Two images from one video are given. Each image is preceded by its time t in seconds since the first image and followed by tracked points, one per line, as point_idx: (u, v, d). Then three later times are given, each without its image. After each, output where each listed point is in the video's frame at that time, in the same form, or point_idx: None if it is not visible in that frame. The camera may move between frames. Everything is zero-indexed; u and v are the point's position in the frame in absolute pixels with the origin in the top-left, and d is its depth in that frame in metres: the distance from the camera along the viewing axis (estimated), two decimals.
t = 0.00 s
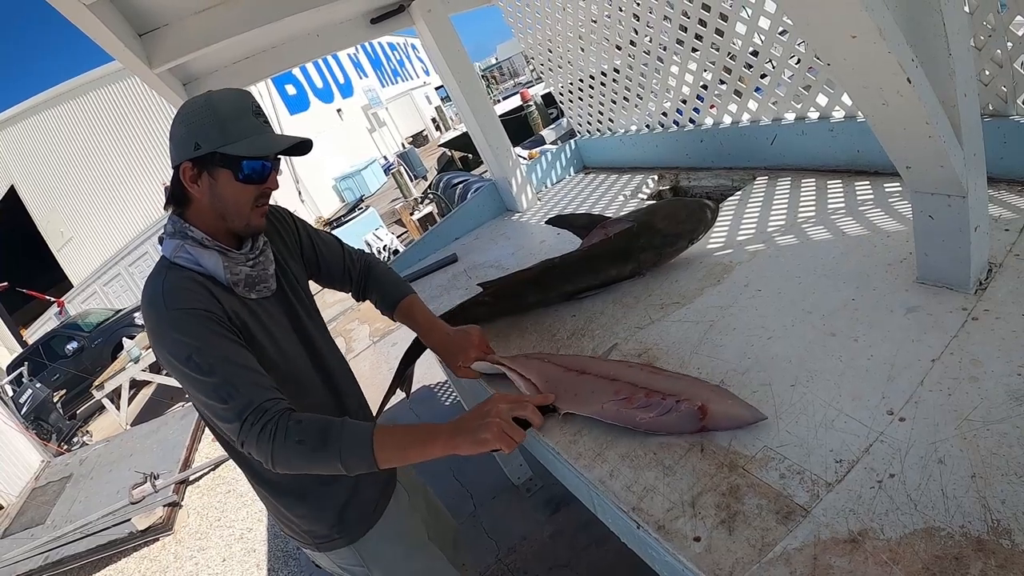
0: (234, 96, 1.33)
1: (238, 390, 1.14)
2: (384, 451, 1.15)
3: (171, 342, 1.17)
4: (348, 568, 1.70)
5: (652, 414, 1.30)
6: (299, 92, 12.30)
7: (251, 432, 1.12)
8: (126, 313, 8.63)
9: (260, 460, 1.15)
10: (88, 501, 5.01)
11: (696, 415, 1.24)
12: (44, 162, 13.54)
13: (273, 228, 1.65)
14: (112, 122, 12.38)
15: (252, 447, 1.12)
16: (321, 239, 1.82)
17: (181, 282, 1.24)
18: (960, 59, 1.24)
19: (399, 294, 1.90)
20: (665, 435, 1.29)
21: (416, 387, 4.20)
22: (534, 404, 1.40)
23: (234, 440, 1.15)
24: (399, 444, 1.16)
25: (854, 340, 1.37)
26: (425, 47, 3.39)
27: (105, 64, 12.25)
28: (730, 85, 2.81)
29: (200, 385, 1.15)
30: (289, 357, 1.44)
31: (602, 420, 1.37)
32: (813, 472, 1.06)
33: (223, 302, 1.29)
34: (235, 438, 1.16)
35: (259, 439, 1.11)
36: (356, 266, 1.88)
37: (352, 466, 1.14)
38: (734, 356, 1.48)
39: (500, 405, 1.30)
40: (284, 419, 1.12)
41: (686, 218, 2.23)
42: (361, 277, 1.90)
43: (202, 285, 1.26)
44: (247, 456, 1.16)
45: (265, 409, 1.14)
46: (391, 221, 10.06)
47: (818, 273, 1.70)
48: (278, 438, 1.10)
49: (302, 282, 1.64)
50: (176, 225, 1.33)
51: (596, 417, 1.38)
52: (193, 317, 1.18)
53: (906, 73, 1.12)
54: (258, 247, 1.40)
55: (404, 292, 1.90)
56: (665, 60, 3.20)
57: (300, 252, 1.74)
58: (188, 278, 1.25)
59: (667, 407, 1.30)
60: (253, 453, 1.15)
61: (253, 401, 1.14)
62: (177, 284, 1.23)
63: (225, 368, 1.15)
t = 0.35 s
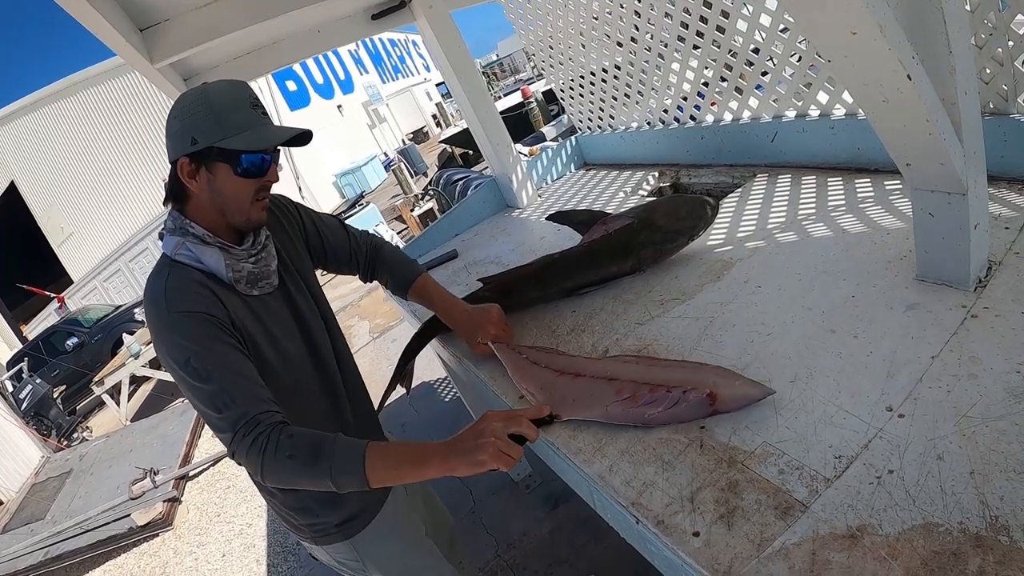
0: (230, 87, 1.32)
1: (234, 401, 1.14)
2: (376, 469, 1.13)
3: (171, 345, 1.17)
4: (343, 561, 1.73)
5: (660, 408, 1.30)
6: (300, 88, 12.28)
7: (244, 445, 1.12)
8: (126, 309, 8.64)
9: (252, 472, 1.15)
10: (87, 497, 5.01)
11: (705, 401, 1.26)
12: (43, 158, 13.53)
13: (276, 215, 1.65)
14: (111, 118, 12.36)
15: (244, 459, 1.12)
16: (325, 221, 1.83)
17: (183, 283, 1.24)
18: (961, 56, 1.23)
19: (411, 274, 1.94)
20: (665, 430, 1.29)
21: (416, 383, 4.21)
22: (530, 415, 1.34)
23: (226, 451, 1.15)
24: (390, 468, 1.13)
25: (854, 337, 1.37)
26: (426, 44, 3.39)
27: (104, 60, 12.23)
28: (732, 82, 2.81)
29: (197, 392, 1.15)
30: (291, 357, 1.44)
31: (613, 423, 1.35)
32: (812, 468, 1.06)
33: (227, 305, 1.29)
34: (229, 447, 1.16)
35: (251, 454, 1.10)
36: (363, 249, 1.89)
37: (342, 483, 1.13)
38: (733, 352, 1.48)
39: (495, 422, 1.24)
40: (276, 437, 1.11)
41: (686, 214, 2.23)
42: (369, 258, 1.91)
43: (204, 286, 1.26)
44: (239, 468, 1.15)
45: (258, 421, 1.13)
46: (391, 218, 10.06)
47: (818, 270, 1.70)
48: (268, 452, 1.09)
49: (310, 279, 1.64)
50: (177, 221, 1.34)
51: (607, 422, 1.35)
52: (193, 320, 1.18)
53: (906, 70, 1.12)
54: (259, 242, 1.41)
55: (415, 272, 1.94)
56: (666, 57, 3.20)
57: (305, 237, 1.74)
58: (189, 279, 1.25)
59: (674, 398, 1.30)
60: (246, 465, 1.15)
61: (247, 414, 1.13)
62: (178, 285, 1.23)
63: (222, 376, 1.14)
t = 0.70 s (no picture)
0: (231, 82, 1.33)
1: (225, 415, 1.14)
2: (349, 480, 1.15)
3: (173, 350, 1.18)
4: (352, 549, 1.73)
5: (650, 409, 1.31)
6: (302, 85, 12.30)
7: (228, 457, 1.13)
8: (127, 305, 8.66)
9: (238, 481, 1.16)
10: (88, 492, 5.02)
11: (694, 406, 1.26)
12: (46, 154, 13.55)
13: (284, 214, 1.66)
14: (113, 114, 12.37)
15: (230, 472, 1.13)
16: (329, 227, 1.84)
17: (187, 285, 1.24)
18: (961, 57, 1.24)
19: (411, 275, 1.95)
20: (664, 427, 1.30)
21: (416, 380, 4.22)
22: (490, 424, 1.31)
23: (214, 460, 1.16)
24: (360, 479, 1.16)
25: (853, 335, 1.38)
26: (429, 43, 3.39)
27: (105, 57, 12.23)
28: (734, 81, 2.81)
29: (192, 401, 1.16)
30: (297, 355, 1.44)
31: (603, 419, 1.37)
32: (811, 464, 1.07)
33: (231, 308, 1.29)
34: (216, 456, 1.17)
35: (232, 466, 1.12)
36: (367, 257, 1.91)
37: (319, 493, 1.15)
38: (734, 350, 1.49)
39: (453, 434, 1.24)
40: (257, 447, 1.13)
41: (687, 213, 2.24)
42: (372, 263, 1.92)
43: (207, 287, 1.26)
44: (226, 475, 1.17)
45: (244, 436, 1.14)
46: (392, 216, 10.07)
47: (819, 269, 1.71)
48: (250, 466, 1.11)
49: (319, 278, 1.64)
50: (182, 215, 1.35)
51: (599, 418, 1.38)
52: (196, 326, 1.18)
53: (906, 70, 1.13)
54: (264, 234, 1.41)
55: (415, 274, 1.95)
56: (669, 56, 3.20)
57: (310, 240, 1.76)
58: (195, 280, 1.26)
59: (664, 400, 1.30)
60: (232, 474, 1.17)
61: (234, 429, 1.14)
62: (181, 287, 1.24)
63: (216, 388, 1.14)
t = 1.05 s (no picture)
0: (246, 84, 1.30)
1: (264, 391, 1.18)
2: (401, 445, 1.19)
3: (196, 341, 1.21)
4: (356, 547, 1.75)
5: (659, 405, 1.36)
6: (307, 90, 12.39)
7: (277, 432, 1.17)
8: (128, 305, 8.68)
9: (283, 457, 1.20)
10: (86, 491, 5.01)
11: (702, 403, 1.31)
12: (49, 153, 13.60)
13: (295, 215, 1.68)
14: (117, 115, 12.44)
15: (278, 447, 1.18)
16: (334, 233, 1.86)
17: (204, 278, 1.26)
18: (959, 74, 1.30)
19: (405, 288, 1.96)
20: (671, 426, 1.34)
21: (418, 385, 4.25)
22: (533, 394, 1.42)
23: (260, 438, 1.19)
24: (418, 441, 1.19)
25: (853, 340, 1.43)
26: (439, 50, 3.47)
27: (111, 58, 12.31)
28: (739, 94, 2.88)
29: (228, 384, 1.20)
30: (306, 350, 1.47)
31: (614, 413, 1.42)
32: (814, 460, 1.12)
33: (248, 301, 1.31)
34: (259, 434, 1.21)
35: (283, 439, 1.16)
36: (372, 268, 1.93)
37: (369, 465, 1.20)
38: (738, 353, 1.54)
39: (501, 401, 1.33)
40: (308, 420, 1.18)
41: (693, 221, 2.29)
42: (374, 272, 1.93)
43: (226, 280, 1.28)
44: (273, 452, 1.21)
45: (291, 410, 1.19)
46: (394, 221, 10.12)
47: (820, 277, 1.77)
48: (303, 438, 1.15)
49: (329, 276, 1.66)
50: (198, 214, 1.34)
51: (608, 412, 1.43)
52: (218, 317, 1.21)
53: (906, 87, 1.19)
54: (278, 235, 1.41)
55: (409, 287, 1.96)
56: (675, 67, 3.27)
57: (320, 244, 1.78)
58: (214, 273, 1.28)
59: (674, 396, 1.36)
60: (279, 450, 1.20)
61: (278, 403, 1.18)
62: (200, 280, 1.26)
63: (248, 371, 1.18)
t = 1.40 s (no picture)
0: (275, 76, 1.32)
1: (262, 386, 1.20)
2: (392, 455, 1.19)
3: (205, 328, 1.23)
4: (357, 536, 1.78)
5: (661, 400, 1.40)
6: (309, 82, 12.38)
7: (266, 431, 1.18)
8: (126, 294, 8.68)
9: (271, 457, 1.21)
10: (83, 478, 5.00)
11: (703, 397, 1.35)
12: (49, 139, 13.56)
13: (316, 210, 1.74)
14: (118, 102, 12.40)
15: (266, 446, 1.19)
16: (355, 223, 1.91)
17: (218, 266, 1.29)
18: (955, 85, 1.35)
19: (433, 272, 2.03)
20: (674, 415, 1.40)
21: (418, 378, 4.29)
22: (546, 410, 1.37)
23: (250, 435, 1.20)
24: (411, 454, 1.20)
25: (849, 336, 1.48)
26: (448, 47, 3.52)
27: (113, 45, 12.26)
28: (742, 97, 2.93)
29: (229, 375, 1.21)
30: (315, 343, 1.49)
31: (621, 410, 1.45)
32: (810, 448, 1.18)
33: (264, 294, 1.34)
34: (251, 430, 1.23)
35: (270, 439, 1.17)
36: (390, 253, 1.99)
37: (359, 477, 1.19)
38: (738, 347, 1.59)
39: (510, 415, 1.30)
40: (302, 423, 1.18)
41: (696, 220, 2.34)
42: (394, 257, 2.00)
43: (241, 271, 1.31)
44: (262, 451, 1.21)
45: (284, 410, 1.19)
46: (393, 215, 10.15)
47: (818, 276, 1.82)
48: (292, 439, 1.16)
49: (344, 275, 1.70)
50: (219, 205, 1.38)
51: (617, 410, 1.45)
52: (228, 306, 1.24)
53: (904, 97, 1.24)
54: (297, 230, 1.45)
55: (436, 269, 2.03)
56: (680, 69, 3.32)
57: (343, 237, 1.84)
58: (230, 263, 1.31)
59: (674, 392, 1.40)
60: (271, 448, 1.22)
61: (273, 400, 1.20)
62: (215, 268, 1.29)
63: (252, 362, 1.20)
